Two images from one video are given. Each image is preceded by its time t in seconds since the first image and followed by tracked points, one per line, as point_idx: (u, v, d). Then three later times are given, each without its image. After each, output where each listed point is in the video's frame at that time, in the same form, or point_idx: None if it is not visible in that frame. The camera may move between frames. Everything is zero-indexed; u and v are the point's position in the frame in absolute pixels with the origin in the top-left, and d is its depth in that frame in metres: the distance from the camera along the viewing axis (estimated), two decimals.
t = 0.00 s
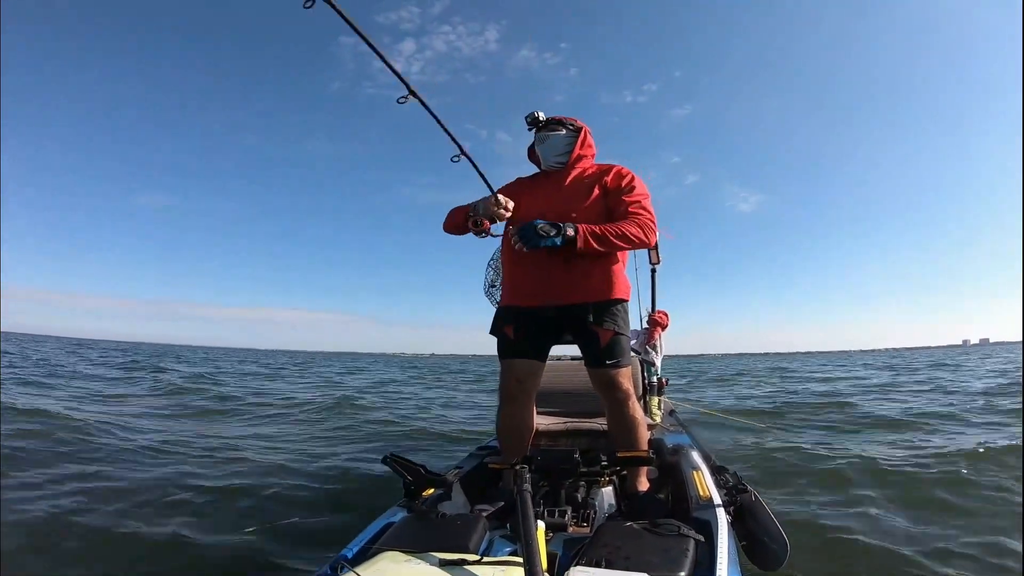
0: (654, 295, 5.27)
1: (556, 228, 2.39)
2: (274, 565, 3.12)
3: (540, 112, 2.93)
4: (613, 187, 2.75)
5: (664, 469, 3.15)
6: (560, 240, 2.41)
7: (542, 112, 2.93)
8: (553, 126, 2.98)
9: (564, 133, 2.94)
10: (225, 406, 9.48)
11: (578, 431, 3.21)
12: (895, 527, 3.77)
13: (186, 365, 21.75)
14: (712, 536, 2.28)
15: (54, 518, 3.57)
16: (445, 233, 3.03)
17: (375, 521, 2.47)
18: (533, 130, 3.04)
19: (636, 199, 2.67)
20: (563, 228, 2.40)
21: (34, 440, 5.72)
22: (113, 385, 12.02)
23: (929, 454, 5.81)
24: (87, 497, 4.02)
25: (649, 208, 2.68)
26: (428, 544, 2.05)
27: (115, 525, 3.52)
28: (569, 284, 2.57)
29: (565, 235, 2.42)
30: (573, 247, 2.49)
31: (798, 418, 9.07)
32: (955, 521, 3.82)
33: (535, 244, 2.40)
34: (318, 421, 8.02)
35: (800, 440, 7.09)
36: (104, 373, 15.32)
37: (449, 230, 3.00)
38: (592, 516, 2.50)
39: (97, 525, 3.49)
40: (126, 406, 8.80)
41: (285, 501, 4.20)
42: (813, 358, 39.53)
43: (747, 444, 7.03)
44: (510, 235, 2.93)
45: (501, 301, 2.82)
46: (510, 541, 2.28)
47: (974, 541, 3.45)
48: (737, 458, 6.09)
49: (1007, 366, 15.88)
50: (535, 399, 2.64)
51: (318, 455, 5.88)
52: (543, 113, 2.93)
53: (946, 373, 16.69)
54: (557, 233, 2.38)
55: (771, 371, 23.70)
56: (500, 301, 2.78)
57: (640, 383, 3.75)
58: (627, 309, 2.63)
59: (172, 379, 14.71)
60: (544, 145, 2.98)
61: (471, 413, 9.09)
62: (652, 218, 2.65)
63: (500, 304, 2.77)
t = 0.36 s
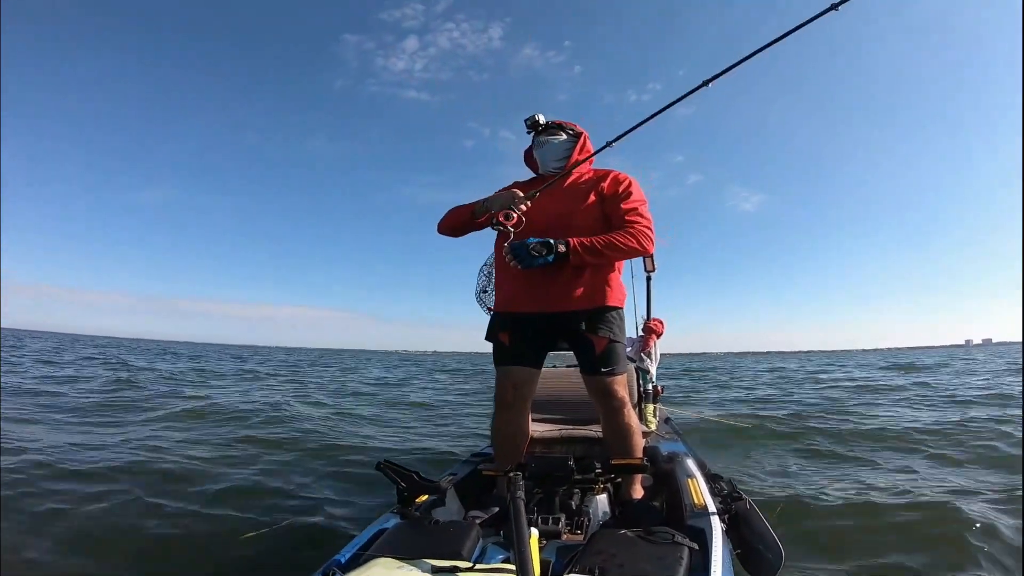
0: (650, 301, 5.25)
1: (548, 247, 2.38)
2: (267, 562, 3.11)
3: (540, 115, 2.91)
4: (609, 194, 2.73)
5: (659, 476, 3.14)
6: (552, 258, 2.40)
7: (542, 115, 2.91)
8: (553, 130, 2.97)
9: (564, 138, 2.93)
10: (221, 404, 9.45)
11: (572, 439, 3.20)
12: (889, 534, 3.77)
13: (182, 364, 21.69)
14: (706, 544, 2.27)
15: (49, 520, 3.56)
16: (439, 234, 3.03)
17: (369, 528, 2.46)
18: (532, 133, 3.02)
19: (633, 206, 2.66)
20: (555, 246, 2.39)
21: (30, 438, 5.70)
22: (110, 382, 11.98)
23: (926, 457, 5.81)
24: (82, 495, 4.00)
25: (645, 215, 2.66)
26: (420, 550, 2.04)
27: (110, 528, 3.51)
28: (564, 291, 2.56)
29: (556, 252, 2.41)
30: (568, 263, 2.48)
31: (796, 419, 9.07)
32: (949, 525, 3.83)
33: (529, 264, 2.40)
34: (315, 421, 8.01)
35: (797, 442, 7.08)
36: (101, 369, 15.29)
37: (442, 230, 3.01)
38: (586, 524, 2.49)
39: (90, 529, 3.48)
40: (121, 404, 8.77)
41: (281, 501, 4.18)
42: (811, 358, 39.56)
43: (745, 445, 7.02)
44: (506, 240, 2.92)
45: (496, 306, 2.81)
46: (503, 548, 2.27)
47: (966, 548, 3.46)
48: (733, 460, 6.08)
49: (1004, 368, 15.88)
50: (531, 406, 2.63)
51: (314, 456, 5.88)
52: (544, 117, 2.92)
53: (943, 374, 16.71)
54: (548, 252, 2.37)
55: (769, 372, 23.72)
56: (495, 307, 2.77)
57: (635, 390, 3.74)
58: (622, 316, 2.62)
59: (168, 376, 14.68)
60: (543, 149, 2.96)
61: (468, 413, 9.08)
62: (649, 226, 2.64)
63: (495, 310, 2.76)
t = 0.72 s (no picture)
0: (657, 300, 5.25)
1: (558, 245, 2.42)
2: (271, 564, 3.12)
3: (550, 113, 2.92)
4: (620, 192, 2.74)
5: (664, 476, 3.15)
6: (562, 255, 2.43)
7: (551, 113, 2.92)
8: (561, 128, 2.98)
9: (573, 136, 2.94)
10: (227, 405, 9.48)
11: (579, 437, 3.20)
12: (896, 535, 3.76)
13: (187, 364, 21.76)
14: (710, 545, 2.27)
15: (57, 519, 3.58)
16: (448, 236, 3.03)
17: (373, 524, 2.47)
18: (540, 131, 3.03)
19: (643, 204, 2.66)
20: (564, 242, 2.42)
21: (36, 439, 5.73)
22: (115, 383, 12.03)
23: (930, 455, 5.80)
24: (88, 496, 4.02)
25: (656, 213, 2.66)
26: (425, 548, 2.05)
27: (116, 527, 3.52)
28: (572, 290, 2.56)
29: (566, 249, 2.44)
30: (579, 260, 2.48)
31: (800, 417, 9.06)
32: (955, 526, 3.83)
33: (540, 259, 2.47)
34: (320, 421, 8.02)
35: (801, 440, 7.08)
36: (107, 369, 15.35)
37: (452, 232, 3.01)
38: (591, 523, 2.49)
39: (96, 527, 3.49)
40: (128, 405, 8.80)
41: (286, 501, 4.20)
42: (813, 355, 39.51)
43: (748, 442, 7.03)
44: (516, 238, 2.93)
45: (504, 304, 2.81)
46: (507, 546, 2.28)
47: (975, 548, 3.46)
48: (739, 459, 6.08)
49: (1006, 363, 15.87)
50: (537, 405, 2.63)
51: (320, 456, 5.89)
52: (553, 115, 2.92)
53: (945, 370, 16.71)
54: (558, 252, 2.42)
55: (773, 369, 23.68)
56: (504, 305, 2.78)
57: (641, 389, 3.74)
58: (631, 315, 2.62)
59: (173, 377, 14.72)
60: (552, 147, 2.97)
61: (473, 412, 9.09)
62: (660, 224, 2.63)
63: (503, 308, 2.77)
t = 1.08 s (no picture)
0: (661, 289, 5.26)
1: (576, 222, 2.40)
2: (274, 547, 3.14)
3: (552, 106, 2.94)
4: (626, 181, 2.75)
5: (666, 464, 3.16)
6: (580, 232, 2.41)
7: (554, 106, 2.94)
8: (565, 121, 3.00)
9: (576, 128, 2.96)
10: (228, 402, 9.48)
11: (581, 424, 3.22)
12: (893, 525, 3.80)
13: (187, 363, 21.77)
14: (710, 532, 2.29)
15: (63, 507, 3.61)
16: (456, 228, 3.03)
17: (377, 510, 2.49)
18: (543, 125, 3.06)
19: (649, 193, 2.68)
20: (582, 220, 2.40)
21: (38, 437, 5.73)
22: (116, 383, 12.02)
23: (929, 447, 5.84)
24: (90, 491, 4.03)
25: (663, 202, 2.68)
26: (429, 533, 2.06)
27: (119, 518, 3.54)
28: (577, 277, 2.58)
29: (584, 227, 2.42)
30: (595, 241, 2.47)
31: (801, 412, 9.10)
32: (953, 518, 3.85)
33: (556, 236, 2.44)
34: (321, 418, 8.03)
35: (801, 433, 7.12)
36: (106, 370, 15.33)
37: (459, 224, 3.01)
38: (592, 509, 2.50)
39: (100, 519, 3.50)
40: (129, 404, 8.81)
41: (289, 494, 4.21)
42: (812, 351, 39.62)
43: (748, 434, 7.07)
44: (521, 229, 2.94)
45: (510, 292, 2.83)
46: (510, 531, 2.30)
47: (971, 542, 3.48)
48: (740, 451, 6.11)
49: (1007, 360, 15.86)
50: (541, 391, 2.64)
51: (322, 451, 5.90)
52: (556, 108, 2.94)
53: (945, 366, 16.72)
54: (575, 227, 2.39)
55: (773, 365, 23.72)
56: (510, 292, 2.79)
57: (645, 377, 3.75)
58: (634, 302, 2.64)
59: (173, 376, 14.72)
60: (555, 140, 2.98)
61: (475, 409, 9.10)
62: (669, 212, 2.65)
63: (510, 295, 2.78)
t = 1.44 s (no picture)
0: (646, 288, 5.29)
1: (545, 234, 2.43)
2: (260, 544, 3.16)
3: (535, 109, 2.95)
4: (605, 180, 2.78)
5: (650, 462, 3.18)
6: (550, 244, 2.44)
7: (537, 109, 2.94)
8: (547, 123, 3.02)
9: (559, 130, 2.99)
10: (219, 408, 9.44)
11: (565, 421, 3.24)
12: (880, 517, 3.82)
13: (180, 370, 21.64)
14: (692, 529, 2.30)
15: (47, 505, 3.59)
16: (446, 230, 3.06)
17: (361, 507, 2.52)
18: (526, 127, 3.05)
19: (627, 192, 2.71)
20: (551, 232, 2.44)
21: (26, 442, 5.69)
22: (105, 391, 11.92)
23: (917, 444, 5.88)
24: (78, 490, 4.01)
25: (639, 201, 2.71)
26: (412, 530, 2.08)
27: (106, 513, 3.53)
28: (558, 276, 2.61)
29: (553, 238, 2.45)
30: (564, 249, 2.51)
31: (791, 413, 9.14)
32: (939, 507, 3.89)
33: (527, 250, 2.47)
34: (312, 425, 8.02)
35: (791, 434, 7.16)
36: (97, 378, 15.20)
37: (449, 225, 3.04)
38: (576, 506, 2.52)
39: (87, 515, 3.50)
40: (118, 411, 8.75)
41: (277, 488, 4.22)
42: (806, 352, 39.75)
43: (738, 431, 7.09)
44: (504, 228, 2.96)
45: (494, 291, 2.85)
46: (493, 529, 2.31)
47: (956, 532, 3.51)
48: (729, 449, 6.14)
49: (997, 360, 15.95)
50: (525, 390, 2.66)
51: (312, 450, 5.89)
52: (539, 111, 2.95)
53: (935, 367, 16.84)
54: (545, 238, 2.42)
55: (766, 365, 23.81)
56: (493, 291, 2.81)
57: (628, 375, 3.77)
58: (615, 300, 2.66)
59: (164, 383, 14.63)
60: (538, 142, 3.00)
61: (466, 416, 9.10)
62: (642, 211, 2.68)
63: (493, 295, 2.80)
